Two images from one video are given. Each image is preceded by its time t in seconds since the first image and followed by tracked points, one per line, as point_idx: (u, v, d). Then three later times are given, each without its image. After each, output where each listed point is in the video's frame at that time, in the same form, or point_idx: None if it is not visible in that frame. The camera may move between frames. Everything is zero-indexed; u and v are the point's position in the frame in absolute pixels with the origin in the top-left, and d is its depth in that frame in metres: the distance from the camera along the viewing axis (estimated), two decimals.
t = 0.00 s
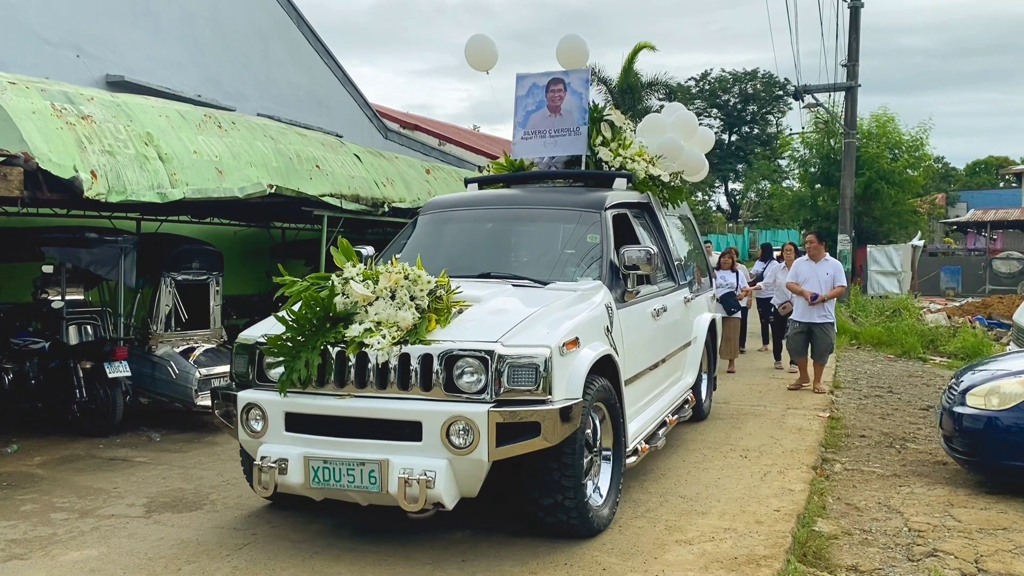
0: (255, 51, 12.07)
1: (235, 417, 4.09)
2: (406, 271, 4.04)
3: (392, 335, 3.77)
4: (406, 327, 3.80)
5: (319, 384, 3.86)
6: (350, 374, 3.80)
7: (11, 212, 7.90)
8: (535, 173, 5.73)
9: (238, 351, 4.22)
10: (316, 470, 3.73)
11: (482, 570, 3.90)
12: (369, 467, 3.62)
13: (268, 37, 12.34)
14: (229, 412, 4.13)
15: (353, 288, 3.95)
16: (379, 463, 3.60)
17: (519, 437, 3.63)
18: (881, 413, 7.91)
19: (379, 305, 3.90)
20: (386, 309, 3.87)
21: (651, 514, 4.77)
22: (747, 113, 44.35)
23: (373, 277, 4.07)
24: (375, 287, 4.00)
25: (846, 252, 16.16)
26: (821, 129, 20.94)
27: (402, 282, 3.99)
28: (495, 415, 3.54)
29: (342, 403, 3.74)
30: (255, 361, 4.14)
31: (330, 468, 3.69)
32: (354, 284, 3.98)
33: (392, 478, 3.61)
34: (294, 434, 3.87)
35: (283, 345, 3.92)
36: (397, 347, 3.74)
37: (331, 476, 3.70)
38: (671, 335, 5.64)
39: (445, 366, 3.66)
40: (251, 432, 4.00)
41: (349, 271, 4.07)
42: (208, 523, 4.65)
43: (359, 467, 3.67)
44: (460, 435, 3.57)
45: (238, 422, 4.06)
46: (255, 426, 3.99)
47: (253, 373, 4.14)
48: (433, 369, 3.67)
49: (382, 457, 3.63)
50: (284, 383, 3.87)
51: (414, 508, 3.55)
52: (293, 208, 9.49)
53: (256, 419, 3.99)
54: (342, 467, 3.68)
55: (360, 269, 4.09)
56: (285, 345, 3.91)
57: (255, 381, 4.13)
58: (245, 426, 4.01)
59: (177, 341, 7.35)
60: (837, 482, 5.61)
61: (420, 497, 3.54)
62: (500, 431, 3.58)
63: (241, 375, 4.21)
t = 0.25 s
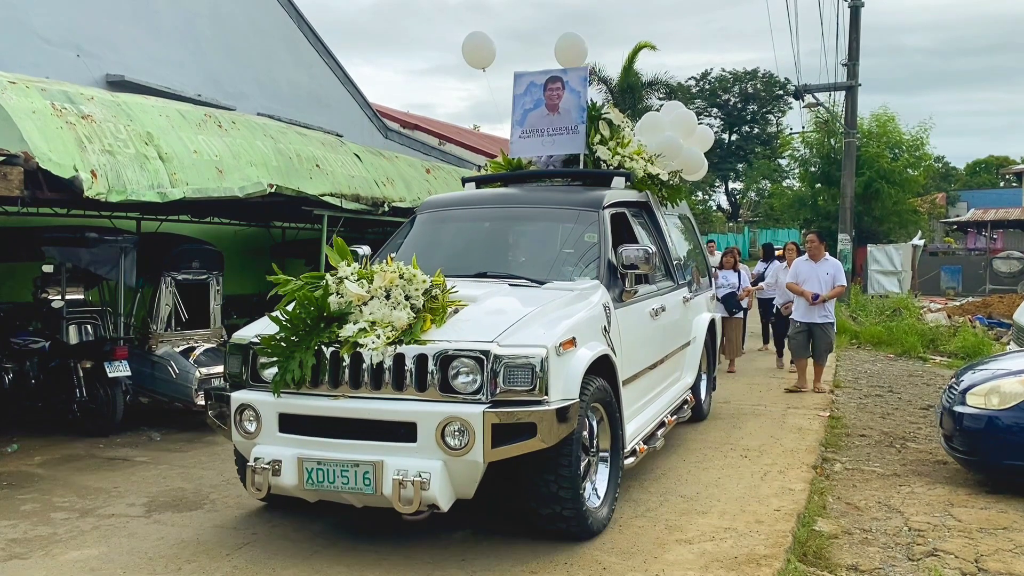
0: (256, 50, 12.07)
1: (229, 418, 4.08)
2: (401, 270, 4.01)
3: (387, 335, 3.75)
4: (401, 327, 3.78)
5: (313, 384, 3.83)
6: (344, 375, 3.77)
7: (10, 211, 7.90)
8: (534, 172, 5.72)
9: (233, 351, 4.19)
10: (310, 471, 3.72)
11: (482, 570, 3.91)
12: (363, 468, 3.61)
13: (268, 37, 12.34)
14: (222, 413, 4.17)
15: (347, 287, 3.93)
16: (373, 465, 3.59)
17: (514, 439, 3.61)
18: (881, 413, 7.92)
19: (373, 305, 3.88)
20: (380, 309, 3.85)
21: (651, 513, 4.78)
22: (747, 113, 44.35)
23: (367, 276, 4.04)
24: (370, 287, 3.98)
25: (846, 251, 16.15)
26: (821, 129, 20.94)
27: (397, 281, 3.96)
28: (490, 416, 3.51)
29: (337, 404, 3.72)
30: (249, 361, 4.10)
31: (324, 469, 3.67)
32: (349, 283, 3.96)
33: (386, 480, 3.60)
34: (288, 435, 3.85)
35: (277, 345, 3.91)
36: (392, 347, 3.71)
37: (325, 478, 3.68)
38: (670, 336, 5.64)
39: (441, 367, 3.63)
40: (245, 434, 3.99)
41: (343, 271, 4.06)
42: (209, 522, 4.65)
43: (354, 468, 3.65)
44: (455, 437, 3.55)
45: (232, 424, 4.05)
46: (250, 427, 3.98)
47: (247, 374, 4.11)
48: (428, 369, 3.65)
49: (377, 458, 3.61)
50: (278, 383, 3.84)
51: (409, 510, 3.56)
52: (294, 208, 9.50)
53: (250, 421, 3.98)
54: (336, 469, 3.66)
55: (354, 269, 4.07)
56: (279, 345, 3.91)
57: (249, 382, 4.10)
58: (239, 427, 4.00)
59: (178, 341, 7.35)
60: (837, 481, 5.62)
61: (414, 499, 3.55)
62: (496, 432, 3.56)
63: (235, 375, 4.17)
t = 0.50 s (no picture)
0: (256, 50, 12.07)
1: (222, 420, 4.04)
2: (397, 270, 3.97)
3: (381, 336, 3.71)
4: (396, 328, 3.74)
5: (307, 386, 3.80)
6: (338, 376, 3.74)
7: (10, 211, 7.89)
8: (531, 172, 5.70)
9: (226, 353, 4.16)
10: (303, 474, 3.68)
11: (482, 570, 3.90)
12: (357, 471, 3.58)
13: (268, 36, 12.33)
14: (215, 415, 4.10)
15: (341, 287, 3.88)
16: (368, 468, 3.56)
17: (510, 441, 3.59)
18: (882, 412, 7.92)
19: (368, 305, 3.83)
20: (375, 309, 3.80)
21: (650, 513, 4.77)
22: (748, 112, 44.35)
23: (362, 276, 3.99)
24: (364, 287, 3.93)
25: (846, 251, 16.15)
26: (822, 128, 20.94)
27: (392, 282, 3.92)
28: (486, 419, 3.49)
29: (331, 405, 3.69)
30: (243, 363, 4.08)
31: (318, 472, 3.64)
32: (343, 284, 3.91)
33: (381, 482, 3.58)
34: (282, 437, 3.81)
35: (270, 346, 3.86)
36: (387, 348, 3.68)
37: (318, 480, 3.65)
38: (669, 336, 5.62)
39: (436, 368, 3.60)
40: (238, 436, 3.95)
41: (338, 270, 4.00)
42: (209, 522, 4.65)
43: (348, 470, 3.63)
44: (450, 439, 3.52)
45: (225, 426, 4.01)
46: (243, 429, 3.94)
47: (241, 375, 4.08)
48: (423, 371, 3.62)
49: (371, 461, 3.58)
50: (271, 385, 3.80)
51: (403, 512, 3.51)
52: (295, 208, 9.50)
53: (243, 422, 3.94)
54: (330, 471, 3.63)
55: (349, 269, 4.01)
56: (272, 346, 3.86)
57: (243, 383, 4.06)
58: (232, 429, 3.96)
59: (178, 341, 7.35)
60: (837, 481, 5.61)
61: (409, 502, 3.50)
62: (491, 434, 3.56)
63: (229, 377, 4.15)
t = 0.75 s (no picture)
0: (256, 50, 12.06)
1: (215, 421, 4.02)
2: (392, 270, 3.94)
3: (376, 337, 3.68)
4: (390, 329, 3.70)
5: (301, 388, 3.78)
6: (332, 377, 3.72)
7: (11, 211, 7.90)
8: (530, 171, 5.71)
9: (220, 354, 4.13)
10: (297, 476, 3.67)
11: (482, 570, 3.90)
12: (351, 473, 3.56)
13: (268, 36, 12.33)
14: (209, 416, 4.07)
15: (336, 288, 3.86)
16: (361, 470, 3.54)
17: (506, 443, 3.56)
18: (882, 412, 7.91)
19: (362, 306, 3.80)
20: (370, 310, 3.77)
21: (650, 513, 4.77)
22: (748, 112, 44.35)
23: (357, 276, 3.96)
24: (359, 287, 3.89)
25: (846, 251, 16.15)
26: (822, 128, 20.94)
27: (387, 282, 3.88)
28: (481, 420, 3.46)
29: (324, 407, 3.67)
30: (237, 363, 4.05)
31: (311, 474, 3.62)
32: (338, 284, 3.88)
33: (375, 485, 3.55)
34: (275, 439, 3.80)
35: (264, 347, 3.86)
36: (381, 349, 3.65)
37: (312, 483, 3.63)
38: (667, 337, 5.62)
39: (431, 369, 3.57)
40: (232, 438, 3.94)
41: (332, 270, 3.97)
42: (209, 522, 4.65)
43: (341, 473, 3.60)
44: (444, 441, 3.50)
45: (218, 427, 3.99)
46: (237, 431, 3.93)
47: (235, 376, 4.06)
48: (418, 372, 3.59)
49: (365, 463, 3.56)
50: (265, 386, 3.79)
51: (397, 516, 3.48)
52: (295, 207, 9.52)
53: (237, 424, 3.93)
54: (323, 474, 3.61)
55: (344, 269, 3.99)
56: (266, 347, 3.85)
57: (237, 384, 4.06)
58: (226, 431, 3.95)
59: (178, 340, 7.35)
60: (837, 481, 5.61)
61: (403, 505, 3.47)
62: (487, 436, 3.51)
63: (224, 377, 4.12)
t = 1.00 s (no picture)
0: (256, 50, 12.06)
1: (209, 422, 3.98)
2: (388, 270, 3.93)
3: (372, 337, 3.67)
4: (386, 329, 3.70)
5: (297, 388, 3.76)
6: (328, 377, 3.70)
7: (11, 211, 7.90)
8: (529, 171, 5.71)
9: (215, 354, 4.10)
10: (293, 477, 3.64)
11: (482, 570, 3.90)
12: (347, 475, 3.54)
13: (268, 36, 12.33)
14: (204, 417, 4.01)
15: (332, 287, 3.86)
16: (358, 471, 3.52)
17: (504, 444, 3.52)
18: (882, 412, 7.91)
19: (358, 306, 3.80)
20: (366, 310, 3.77)
21: (651, 513, 4.77)
22: (748, 112, 44.33)
23: (353, 276, 3.97)
24: (355, 287, 3.90)
25: (847, 251, 16.14)
26: (822, 128, 20.94)
27: (383, 282, 3.88)
28: (477, 421, 3.42)
29: (320, 408, 3.64)
30: (231, 364, 4.02)
31: (307, 476, 3.60)
32: (334, 284, 3.88)
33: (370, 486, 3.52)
34: (270, 440, 3.77)
35: (259, 347, 3.82)
36: (377, 350, 3.64)
37: (308, 484, 3.61)
38: (666, 337, 5.61)
39: (427, 369, 3.55)
40: (226, 439, 3.91)
41: (328, 270, 3.97)
42: (209, 522, 4.65)
43: (337, 474, 3.58)
44: (442, 442, 3.48)
45: (212, 428, 3.95)
46: (231, 432, 3.90)
47: (230, 377, 4.02)
48: (414, 372, 3.57)
49: (361, 465, 3.54)
50: (260, 387, 3.76)
51: (393, 518, 3.46)
52: (296, 207, 9.54)
53: (231, 425, 3.90)
54: (319, 475, 3.59)
55: (340, 268, 3.99)
56: (261, 347, 3.82)
57: (231, 385, 4.02)
58: (220, 432, 3.91)
59: (179, 340, 7.34)
60: (838, 481, 5.61)
61: (399, 507, 3.45)
62: (484, 437, 3.48)
63: (219, 378, 4.10)
